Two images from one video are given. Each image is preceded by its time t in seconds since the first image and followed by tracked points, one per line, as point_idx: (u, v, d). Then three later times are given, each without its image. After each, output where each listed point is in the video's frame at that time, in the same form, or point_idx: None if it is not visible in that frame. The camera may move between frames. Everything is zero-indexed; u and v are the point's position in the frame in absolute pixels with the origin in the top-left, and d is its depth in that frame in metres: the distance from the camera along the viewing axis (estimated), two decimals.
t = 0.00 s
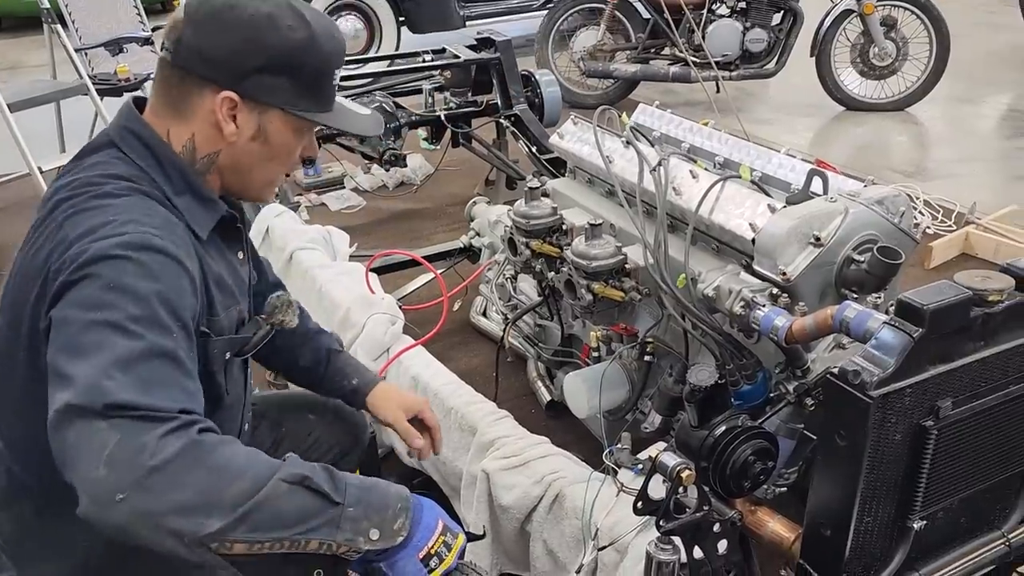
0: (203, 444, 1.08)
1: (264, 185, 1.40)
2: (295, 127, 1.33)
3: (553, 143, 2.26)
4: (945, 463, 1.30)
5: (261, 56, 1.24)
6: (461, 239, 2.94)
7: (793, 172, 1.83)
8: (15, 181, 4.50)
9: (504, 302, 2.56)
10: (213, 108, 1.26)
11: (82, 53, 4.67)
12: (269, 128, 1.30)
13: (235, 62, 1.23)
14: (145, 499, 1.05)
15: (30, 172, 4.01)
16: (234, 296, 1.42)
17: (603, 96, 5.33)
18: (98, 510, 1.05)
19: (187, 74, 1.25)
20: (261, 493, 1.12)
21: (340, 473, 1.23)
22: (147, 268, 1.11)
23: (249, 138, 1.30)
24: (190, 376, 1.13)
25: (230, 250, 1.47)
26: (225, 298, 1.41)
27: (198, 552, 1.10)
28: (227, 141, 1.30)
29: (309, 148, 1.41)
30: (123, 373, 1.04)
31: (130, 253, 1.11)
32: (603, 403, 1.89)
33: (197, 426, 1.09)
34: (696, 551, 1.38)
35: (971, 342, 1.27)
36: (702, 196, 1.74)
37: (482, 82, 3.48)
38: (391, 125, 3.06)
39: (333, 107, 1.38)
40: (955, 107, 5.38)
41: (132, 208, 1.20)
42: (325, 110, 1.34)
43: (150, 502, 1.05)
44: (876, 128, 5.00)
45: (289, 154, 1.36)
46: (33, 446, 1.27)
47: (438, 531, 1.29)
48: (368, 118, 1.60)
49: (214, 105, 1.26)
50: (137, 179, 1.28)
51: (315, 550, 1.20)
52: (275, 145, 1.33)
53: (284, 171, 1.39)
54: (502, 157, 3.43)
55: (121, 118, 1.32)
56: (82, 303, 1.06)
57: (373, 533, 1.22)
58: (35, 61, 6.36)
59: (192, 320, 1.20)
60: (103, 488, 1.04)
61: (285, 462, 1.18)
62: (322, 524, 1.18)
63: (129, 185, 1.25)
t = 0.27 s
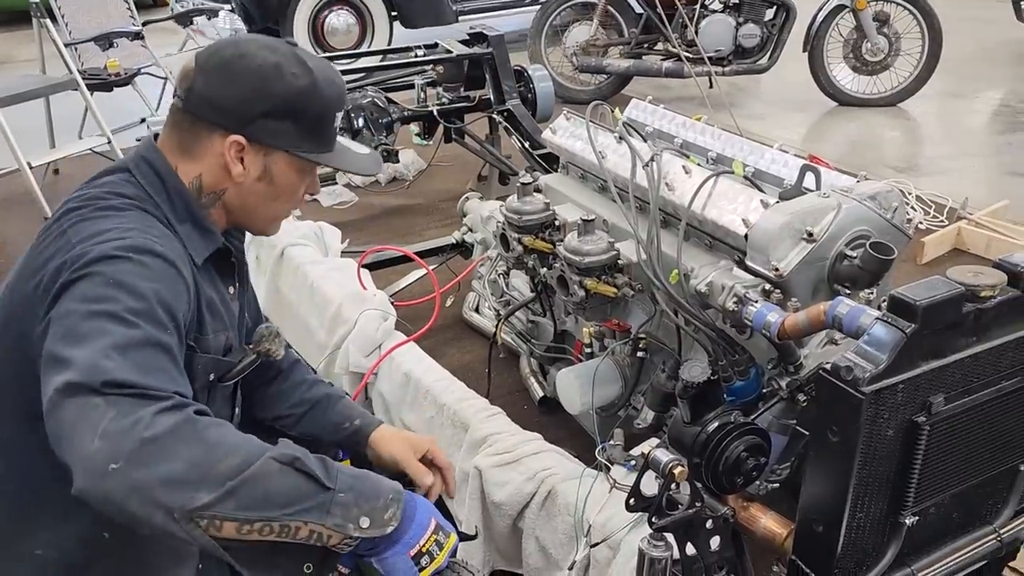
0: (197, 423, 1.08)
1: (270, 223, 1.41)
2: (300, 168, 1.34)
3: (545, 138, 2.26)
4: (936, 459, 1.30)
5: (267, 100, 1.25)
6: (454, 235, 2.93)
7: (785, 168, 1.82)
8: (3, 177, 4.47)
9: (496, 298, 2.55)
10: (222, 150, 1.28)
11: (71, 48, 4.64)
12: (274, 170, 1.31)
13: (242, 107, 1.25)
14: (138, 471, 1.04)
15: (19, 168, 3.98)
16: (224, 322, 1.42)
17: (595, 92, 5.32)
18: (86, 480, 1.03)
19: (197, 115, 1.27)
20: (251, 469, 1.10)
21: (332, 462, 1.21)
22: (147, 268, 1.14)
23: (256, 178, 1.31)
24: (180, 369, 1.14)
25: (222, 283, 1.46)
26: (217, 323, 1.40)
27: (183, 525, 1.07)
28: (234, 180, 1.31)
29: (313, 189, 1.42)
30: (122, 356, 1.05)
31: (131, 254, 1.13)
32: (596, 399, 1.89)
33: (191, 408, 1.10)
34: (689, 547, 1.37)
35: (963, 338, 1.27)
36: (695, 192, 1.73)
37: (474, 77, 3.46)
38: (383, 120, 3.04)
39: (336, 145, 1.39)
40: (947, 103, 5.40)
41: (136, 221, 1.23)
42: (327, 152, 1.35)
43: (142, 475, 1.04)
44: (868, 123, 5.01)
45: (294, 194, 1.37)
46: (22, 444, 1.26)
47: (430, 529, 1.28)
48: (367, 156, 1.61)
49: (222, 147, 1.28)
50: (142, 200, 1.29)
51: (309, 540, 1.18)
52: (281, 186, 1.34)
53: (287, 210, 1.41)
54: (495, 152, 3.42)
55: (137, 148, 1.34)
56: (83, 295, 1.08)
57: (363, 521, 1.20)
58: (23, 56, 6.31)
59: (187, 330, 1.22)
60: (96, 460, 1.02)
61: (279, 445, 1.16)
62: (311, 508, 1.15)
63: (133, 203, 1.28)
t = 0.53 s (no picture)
0: (183, 419, 1.08)
1: (255, 231, 1.41)
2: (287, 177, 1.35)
3: (538, 133, 2.25)
4: (931, 454, 1.29)
5: (257, 111, 1.26)
6: (447, 230, 2.92)
7: (779, 162, 1.82)
8: None
9: (490, 293, 2.54)
10: (212, 159, 1.28)
11: (61, 42, 4.60)
12: (263, 178, 1.32)
13: (232, 117, 1.25)
14: (124, 467, 1.03)
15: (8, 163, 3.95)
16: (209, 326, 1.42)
17: (589, 86, 5.30)
18: (74, 478, 1.03)
19: (186, 124, 1.27)
20: (236, 463, 1.10)
21: (321, 457, 1.20)
22: (127, 271, 1.15)
23: (244, 186, 1.32)
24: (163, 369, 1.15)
25: (209, 288, 1.47)
26: (201, 327, 1.41)
27: (168, 522, 1.06)
28: (222, 188, 1.31)
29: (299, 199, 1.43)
30: (104, 356, 1.05)
31: (111, 257, 1.15)
32: (590, 395, 1.88)
33: (177, 406, 1.10)
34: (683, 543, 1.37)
35: (957, 333, 1.27)
36: (688, 186, 1.72)
37: (468, 71, 3.45)
38: (375, 115, 3.03)
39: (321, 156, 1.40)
40: (940, 97, 5.40)
41: (116, 225, 1.24)
42: (315, 163, 1.36)
43: (128, 470, 1.03)
44: (861, 117, 5.00)
45: (280, 203, 1.37)
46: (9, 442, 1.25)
47: (423, 526, 1.27)
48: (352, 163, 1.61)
49: (212, 156, 1.28)
50: (124, 207, 1.30)
51: (300, 537, 1.17)
52: (268, 195, 1.34)
53: (274, 219, 1.41)
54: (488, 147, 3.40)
55: (121, 156, 1.35)
56: (65, 297, 1.08)
57: (351, 516, 1.18)
58: (13, 51, 6.26)
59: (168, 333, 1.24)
60: (81, 457, 1.02)
61: (264, 440, 1.16)
62: (299, 502, 1.14)
63: (114, 208, 1.28)
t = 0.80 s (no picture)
0: (167, 425, 1.08)
1: (236, 235, 1.41)
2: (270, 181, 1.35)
3: (532, 128, 2.24)
4: (925, 448, 1.30)
5: (243, 116, 1.25)
6: (441, 226, 2.91)
7: (773, 157, 1.82)
8: None
9: (483, 289, 2.53)
10: (196, 164, 1.27)
11: (52, 38, 4.58)
12: (247, 183, 1.31)
13: (216, 123, 1.25)
14: (110, 474, 1.04)
15: None
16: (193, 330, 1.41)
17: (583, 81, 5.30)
18: (64, 487, 1.04)
19: (169, 131, 1.26)
20: (222, 465, 1.10)
21: (309, 455, 1.20)
22: (103, 280, 1.14)
23: (229, 191, 1.31)
24: (149, 374, 1.15)
25: (193, 291, 1.45)
26: (185, 332, 1.40)
27: (156, 526, 1.07)
28: (206, 193, 1.31)
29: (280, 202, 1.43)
30: (86, 366, 1.06)
31: (86, 267, 1.14)
32: (584, 390, 1.88)
33: (162, 412, 1.10)
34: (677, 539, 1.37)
35: (950, 327, 1.27)
36: (683, 181, 1.72)
37: (461, 67, 3.44)
38: (368, 111, 3.01)
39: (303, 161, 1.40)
40: (933, 92, 5.41)
41: (94, 234, 1.23)
42: (297, 167, 1.36)
43: (114, 477, 1.04)
44: (855, 112, 5.01)
45: (263, 207, 1.37)
46: None
47: (417, 520, 1.26)
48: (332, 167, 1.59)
49: (196, 161, 1.27)
50: (102, 215, 1.29)
51: (293, 536, 1.16)
52: (252, 198, 1.34)
53: (256, 222, 1.41)
54: (481, 143, 3.40)
55: (99, 162, 1.33)
56: (45, 309, 1.08)
57: (340, 512, 1.17)
58: (3, 46, 6.22)
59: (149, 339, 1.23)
60: (68, 466, 1.03)
61: (249, 440, 1.15)
62: (288, 501, 1.14)
63: (91, 217, 1.27)
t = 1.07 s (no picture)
0: (160, 420, 1.08)
1: (230, 228, 1.40)
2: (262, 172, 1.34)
3: (527, 121, 2.24)
4: (921, 437, 1.30)
5: (233, 110, 1.24)
6: (435, 220, 2.90)
7: (768, 149, 1.82)
8: None
9: (479, 283, 2.53)
10: (186, 157, 1.27)
11: (43, 33, 4.54)
12: (238, 176, 1.31)
13: (206, 117, 1.24)
14: (103, 471, 1.03)
15: None
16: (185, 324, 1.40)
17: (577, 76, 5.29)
18: (59, 485, 1.04)
19: (159, 124, 1.25)
20: (216, 461, 1.09)
21: (304, 449, 1.18)
22: (91, 274, 1.13)
23: (220, 183, 1.31)
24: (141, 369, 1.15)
25: (182, 286, 1.44)
26: (176, 327, 1.38)
27: (151, 523, 1.06)
28: (197, 185, 1.30)
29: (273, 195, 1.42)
30: (77, 362, 1.05)
31: (75, 262, 1.13)
32: (580, 382, 1.87)
33: (155, 407, 1.09)
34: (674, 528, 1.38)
35: (946, 317, 1.27)
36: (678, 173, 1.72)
37: (455, 61, 3.43)
38: (362, 105, 3.00)
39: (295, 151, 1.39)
40: (925, 86, 5.43)
41: (81, 229, 1.22)
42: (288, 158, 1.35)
43: (108, 474, 1.04)
44: (848, 107, 5.02)
45: (256, 197, 1.36)
46: None
47: (414, 512, 1.26)
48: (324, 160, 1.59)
49: (186, 154, 1.27)
50: (90, 210, 1.28)
51: (290, 530, 1.15)
52: (244, 190, 1.33)
53: (249, 215, 1.40)
54: (476, 137, 3.39)
55: (88, 157, 1.33)
56: (34, 305, 1.08)
57: (336, 505, 1.16)
58: None
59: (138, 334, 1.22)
60: (61, 463, 1.03)
61: (244, 435, 1.14)
62: (283, 495, 1.13)
63: (79, 212, 1.26)
